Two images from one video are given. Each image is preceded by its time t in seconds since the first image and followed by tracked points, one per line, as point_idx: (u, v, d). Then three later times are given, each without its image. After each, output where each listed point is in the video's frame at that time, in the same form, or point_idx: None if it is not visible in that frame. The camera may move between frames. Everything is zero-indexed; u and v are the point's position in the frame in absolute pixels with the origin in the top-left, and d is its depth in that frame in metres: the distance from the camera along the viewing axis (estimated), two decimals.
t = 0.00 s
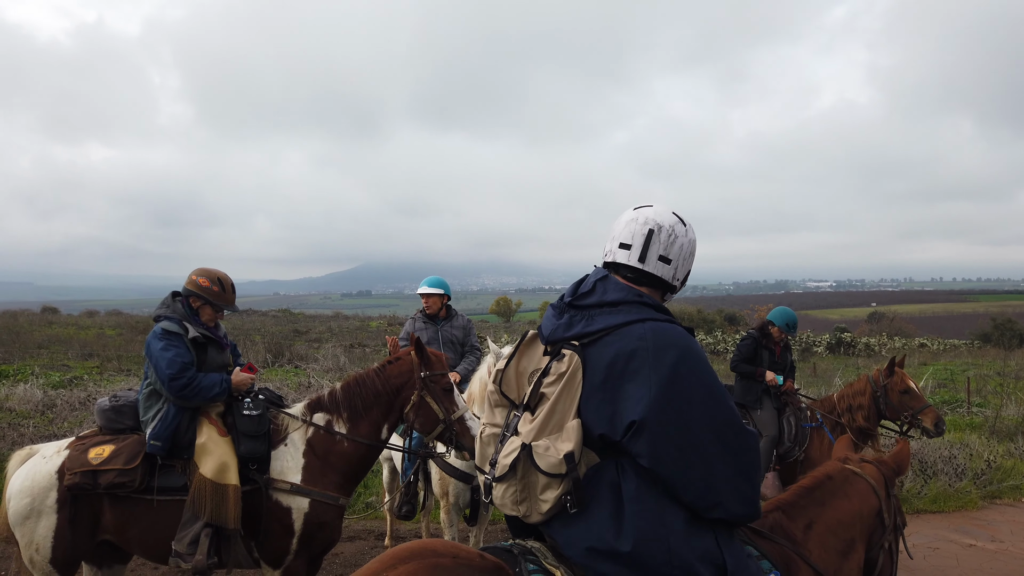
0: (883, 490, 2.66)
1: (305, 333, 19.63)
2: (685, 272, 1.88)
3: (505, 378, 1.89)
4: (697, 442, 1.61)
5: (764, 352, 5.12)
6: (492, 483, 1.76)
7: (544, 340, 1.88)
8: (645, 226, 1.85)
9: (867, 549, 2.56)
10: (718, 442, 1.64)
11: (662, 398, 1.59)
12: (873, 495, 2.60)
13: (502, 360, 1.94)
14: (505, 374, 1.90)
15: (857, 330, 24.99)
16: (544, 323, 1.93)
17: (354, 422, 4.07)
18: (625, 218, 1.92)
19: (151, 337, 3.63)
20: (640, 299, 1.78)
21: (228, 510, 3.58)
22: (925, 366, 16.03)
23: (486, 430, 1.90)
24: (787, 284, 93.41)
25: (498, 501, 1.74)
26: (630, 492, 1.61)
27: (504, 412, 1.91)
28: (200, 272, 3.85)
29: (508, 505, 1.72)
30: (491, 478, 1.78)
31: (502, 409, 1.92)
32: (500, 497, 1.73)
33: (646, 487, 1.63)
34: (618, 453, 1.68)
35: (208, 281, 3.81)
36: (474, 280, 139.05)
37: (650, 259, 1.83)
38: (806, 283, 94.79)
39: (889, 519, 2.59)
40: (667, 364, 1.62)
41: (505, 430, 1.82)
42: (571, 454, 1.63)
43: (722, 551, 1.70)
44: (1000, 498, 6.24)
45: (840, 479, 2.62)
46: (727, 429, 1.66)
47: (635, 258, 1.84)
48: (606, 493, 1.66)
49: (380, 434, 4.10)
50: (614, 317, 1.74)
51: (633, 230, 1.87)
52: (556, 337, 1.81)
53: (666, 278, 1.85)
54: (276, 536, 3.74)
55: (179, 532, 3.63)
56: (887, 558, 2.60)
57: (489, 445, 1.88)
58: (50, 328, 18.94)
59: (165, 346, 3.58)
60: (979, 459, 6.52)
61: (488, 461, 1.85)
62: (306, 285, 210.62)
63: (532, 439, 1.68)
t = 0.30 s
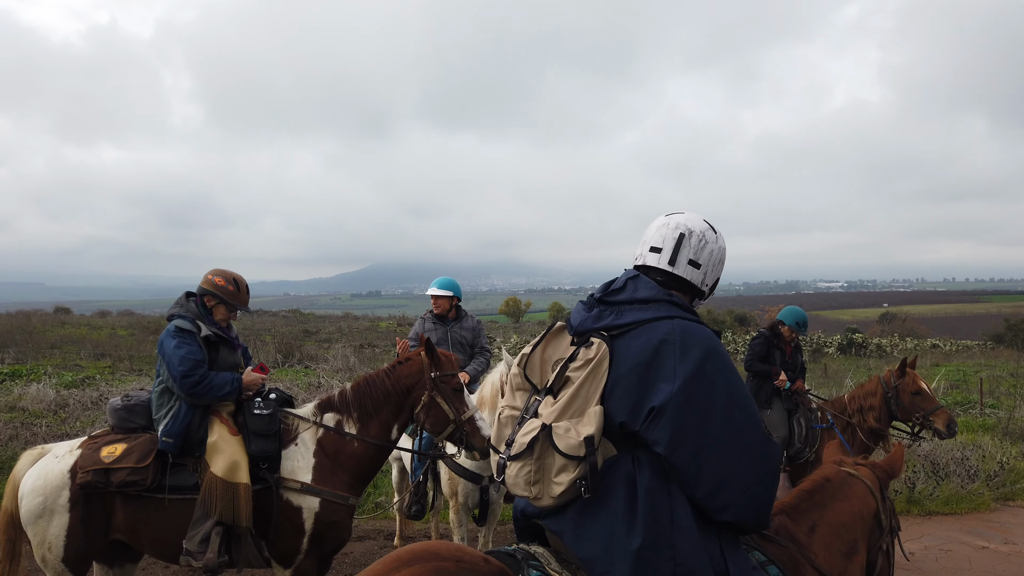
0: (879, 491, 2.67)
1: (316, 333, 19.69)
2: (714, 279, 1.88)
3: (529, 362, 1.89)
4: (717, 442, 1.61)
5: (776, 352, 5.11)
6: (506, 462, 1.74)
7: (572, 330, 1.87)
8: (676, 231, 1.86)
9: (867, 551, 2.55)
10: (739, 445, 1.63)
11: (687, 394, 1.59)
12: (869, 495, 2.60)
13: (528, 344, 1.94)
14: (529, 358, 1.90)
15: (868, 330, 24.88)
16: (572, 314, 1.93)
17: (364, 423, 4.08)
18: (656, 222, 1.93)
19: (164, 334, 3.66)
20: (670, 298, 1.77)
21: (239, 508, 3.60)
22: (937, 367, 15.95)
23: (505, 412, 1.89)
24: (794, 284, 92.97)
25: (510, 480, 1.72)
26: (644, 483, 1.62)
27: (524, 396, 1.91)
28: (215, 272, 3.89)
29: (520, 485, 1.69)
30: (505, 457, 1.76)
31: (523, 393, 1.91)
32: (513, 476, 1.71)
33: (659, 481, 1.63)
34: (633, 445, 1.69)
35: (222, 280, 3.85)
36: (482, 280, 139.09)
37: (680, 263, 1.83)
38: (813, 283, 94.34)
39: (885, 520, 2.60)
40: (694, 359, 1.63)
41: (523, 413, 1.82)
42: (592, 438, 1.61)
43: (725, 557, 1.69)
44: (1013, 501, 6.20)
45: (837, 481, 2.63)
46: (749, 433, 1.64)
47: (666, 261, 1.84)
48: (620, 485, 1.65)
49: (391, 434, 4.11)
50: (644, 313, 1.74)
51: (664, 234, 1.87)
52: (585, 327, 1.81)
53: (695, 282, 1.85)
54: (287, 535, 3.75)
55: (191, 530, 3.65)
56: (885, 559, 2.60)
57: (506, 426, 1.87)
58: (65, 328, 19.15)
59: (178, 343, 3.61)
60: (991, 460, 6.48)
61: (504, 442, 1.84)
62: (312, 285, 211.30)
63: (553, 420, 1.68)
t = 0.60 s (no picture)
0: (878, 492, 2.68)
1: (325, 333, 19.74)
2: (720, 261, 1.88)
3: (535, 350, 1.91)
4: (727, 423, 1.60)
5: (786, 351, 5.10)
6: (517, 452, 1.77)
7: (578, 315, 1.86)
8: (683, 211, 1.86)
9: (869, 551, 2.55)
10: (748, 426, 1.62)
11: (695, 376, 1.58)
12: (870, 496, 2.61)
13: (534, 333, 1.94)
14: (535, 347, 1.91)
15: (877, 330, 24.75)
16: (578, 299, 1.93)
17: (374, 420, 4.10)
18: (662, 204, 1.93)
19: (181, 330, 3.70)
20: (676, 280, 1.76)
21: (250, 506, 3.61)
22: (948, 368, 15.89)
23: (515, 403, 1.93)
24: (801, 284, 92.60)
25: (522, 468, 1.76)
26: (655, 468, 1.61)
27: (533, 383, 1.94)
28: (234, 273, 3.96)
29: (532, 473, 1.73)
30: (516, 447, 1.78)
31: (532, 380, 1.94)
32: (525, 464, 1.74)
33: (670, 465, 1.62)
34: (644, 430, 1.67)
35: (240, 282, 3.92)
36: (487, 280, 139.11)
37: (687, 244, 1.84)
38: (820, 283, 93.93)
39: (886, 521, 2.60)
40: (702, 343, 1.61)
41: (532, 402, 1.83)
42: (600, 424, 1.61)
43: (739, 543, 1.69)
44: None
45: (838, 481, 2.63)
46: (758, 414, 1.64)
47: (672, 242, 1.85)
48: (630, 470, 1.64)
49: (400, 433, 4.12)
50: (649, 296, 1.74)
51: (670, 215, 1.88)
52: (590, 312, 1.81)
53: (703, 264, 1.85)
54: (298, 533, 3.77)
55: (202, 528, 3.66)
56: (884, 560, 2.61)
57: (518, 416, 1.91)
58: (77, 327, 19.32)
59: (194, 340, 3.63)
60: (1003, 461, 6.44)
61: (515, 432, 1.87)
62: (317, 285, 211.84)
63: (560, 408, 1.68)
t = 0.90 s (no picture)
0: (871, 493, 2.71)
1: (335, 333, 19.79)
2: (697, 274, 1.88)
3: (511, 382, 1.88)
4: (712, 443, 1.59)
5: (797, 351, 5.09)
6: (498, 489, 1.72)
7: (552, 342, 1.85)
8: (657, 227, 1.87)
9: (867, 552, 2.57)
10: (732, 443, 1.61)
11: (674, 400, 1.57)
12: (864, 498, 2.64)
13: (509, 363, 1.91)
14: (511, 378, 1.88)
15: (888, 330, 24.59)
16: (552, 325, 1.93)
17: (383, 419, 4.11)
18: (636, 219, 1.94)
19: (197, 329, 3.74)
20: (648, 299, 1.77)
21: (260, 503, 3.63)
22: (961, 368, 15.77)
23: (493, 436, 1.86)
24: (808, 284, 92.19)
25: (505, 507, 1.70)
26: (640, 497, 1.58)
27: (511, 416, 1.87)
28: (252, 274, 3.98)
29: (516, 512, 1.67)
30: (497, 483, 1.74)
31: (510, 412, 1.88)
32: (507, 503, 1.68)
33: (657, 491, 1.60)
34: (626, 457, 1.65)
35: (257, 283, 3.94)
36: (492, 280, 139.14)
37: (661, 259, 1.83)
38: (827, 283, 93.42)
39: (879, 522, 2.63)
40: (678, 364, 1.60)
41: (512, 434, 1.79)
42: (581, 456, 1.59)
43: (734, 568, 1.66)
44: None
45: (834, 484, 2.65)
46: (743, 429, 1.63)
47: (647, 258, 1.84)
48: (616, 500, 1.62)
49: (409, 431, 4.13)
50: (623, 318, 1.73)
51: (644, 231, 1.88)
52: (564, 338, 1.80)
53: (678, 279, 1.85)
54: (307, 531, 3.78)
55: (212, 526, 3.68)
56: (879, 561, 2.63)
57: (496, 450, 1.83)
58: (90, 327, 19.43)
59: (208, 340, 3.66)
60: (1016, 462, 6.39)
61: (496, 467, 1.80)
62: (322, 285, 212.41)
63: (540, 441, 1.66)
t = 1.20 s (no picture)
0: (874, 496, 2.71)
1: (346, 332, 19.85)
2: (677, 264, 1.85)
3: (511, 410, 1.80)
4: (719, 443, 1.57)
5: (807, 351, 5.07)
6: (516, 518, 1.68)
7: (544, 360, 1.79)
8: (628, 223, 1.82)
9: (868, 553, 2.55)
10: (738, 439, 1.60)
11: (675, 408, 1.54)
12: (869, 500, 2.63)
13: (506, 390, 1.84)
14: (511, 406, 1.81)
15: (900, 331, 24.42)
16: (541, 341, 1.86)
17: (394, 417, 4.11)
18: (606, 216, 1.89)
19: (209, 332, 3.76)
20: (635, 303, 1.72)
21: (271, 503, 3.65)
22: (976, 368, 15.64)
23: (502, 463, 1.80)
24: (816, 283, 91.72)
25: (526, 535, 1.67)
26: (657, 508, 1.57)
27: (517, 441, 1.81)
28: (265, 275, 3.99)
29: (538, 538, 1.65)
30: (514, 513, 1.70)
31: (515, 438, 1.81)
32: (528, 531, 1.66)
33: (672, 499, 1.60)
34: (638, 469, 1.63)
35: (271, 286, 3.95)
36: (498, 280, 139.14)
37: (640, 257, 1.80)
38: (835, 283, 92.87)
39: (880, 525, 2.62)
40: (676, 371, 1.57)
41: (520, 460, 1.73)
42: (594, 478, 1.57)
43: (755, 557, 1.67)
44: None
45: (840, 483, 2.64)
46: (747, 425, 1.61)
47: (624, 257, 1.80)
48: (633, 513, 1.61)
49: (420, 430, 4.14)
50: (613, 328, 1.68)
51: (616, 229, 1.83)
52: (557, 356, 1.74)
53: (660, 273, 1.82)
54: (319, 530, 3.80)
55: (225, 525, 3.70)
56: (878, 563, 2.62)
57: (507, 478, 1.76)
58: (102, 327, 19.58)
59: (220, 344, 3.68)
60: None
61: (509, 496, 1.74)
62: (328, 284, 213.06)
63: (550, 468, 1.62)
